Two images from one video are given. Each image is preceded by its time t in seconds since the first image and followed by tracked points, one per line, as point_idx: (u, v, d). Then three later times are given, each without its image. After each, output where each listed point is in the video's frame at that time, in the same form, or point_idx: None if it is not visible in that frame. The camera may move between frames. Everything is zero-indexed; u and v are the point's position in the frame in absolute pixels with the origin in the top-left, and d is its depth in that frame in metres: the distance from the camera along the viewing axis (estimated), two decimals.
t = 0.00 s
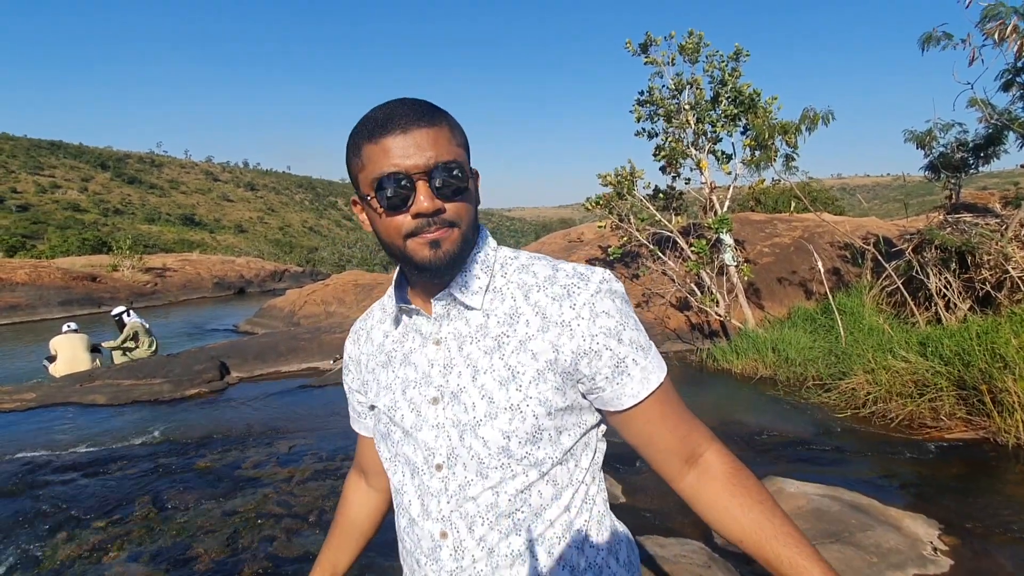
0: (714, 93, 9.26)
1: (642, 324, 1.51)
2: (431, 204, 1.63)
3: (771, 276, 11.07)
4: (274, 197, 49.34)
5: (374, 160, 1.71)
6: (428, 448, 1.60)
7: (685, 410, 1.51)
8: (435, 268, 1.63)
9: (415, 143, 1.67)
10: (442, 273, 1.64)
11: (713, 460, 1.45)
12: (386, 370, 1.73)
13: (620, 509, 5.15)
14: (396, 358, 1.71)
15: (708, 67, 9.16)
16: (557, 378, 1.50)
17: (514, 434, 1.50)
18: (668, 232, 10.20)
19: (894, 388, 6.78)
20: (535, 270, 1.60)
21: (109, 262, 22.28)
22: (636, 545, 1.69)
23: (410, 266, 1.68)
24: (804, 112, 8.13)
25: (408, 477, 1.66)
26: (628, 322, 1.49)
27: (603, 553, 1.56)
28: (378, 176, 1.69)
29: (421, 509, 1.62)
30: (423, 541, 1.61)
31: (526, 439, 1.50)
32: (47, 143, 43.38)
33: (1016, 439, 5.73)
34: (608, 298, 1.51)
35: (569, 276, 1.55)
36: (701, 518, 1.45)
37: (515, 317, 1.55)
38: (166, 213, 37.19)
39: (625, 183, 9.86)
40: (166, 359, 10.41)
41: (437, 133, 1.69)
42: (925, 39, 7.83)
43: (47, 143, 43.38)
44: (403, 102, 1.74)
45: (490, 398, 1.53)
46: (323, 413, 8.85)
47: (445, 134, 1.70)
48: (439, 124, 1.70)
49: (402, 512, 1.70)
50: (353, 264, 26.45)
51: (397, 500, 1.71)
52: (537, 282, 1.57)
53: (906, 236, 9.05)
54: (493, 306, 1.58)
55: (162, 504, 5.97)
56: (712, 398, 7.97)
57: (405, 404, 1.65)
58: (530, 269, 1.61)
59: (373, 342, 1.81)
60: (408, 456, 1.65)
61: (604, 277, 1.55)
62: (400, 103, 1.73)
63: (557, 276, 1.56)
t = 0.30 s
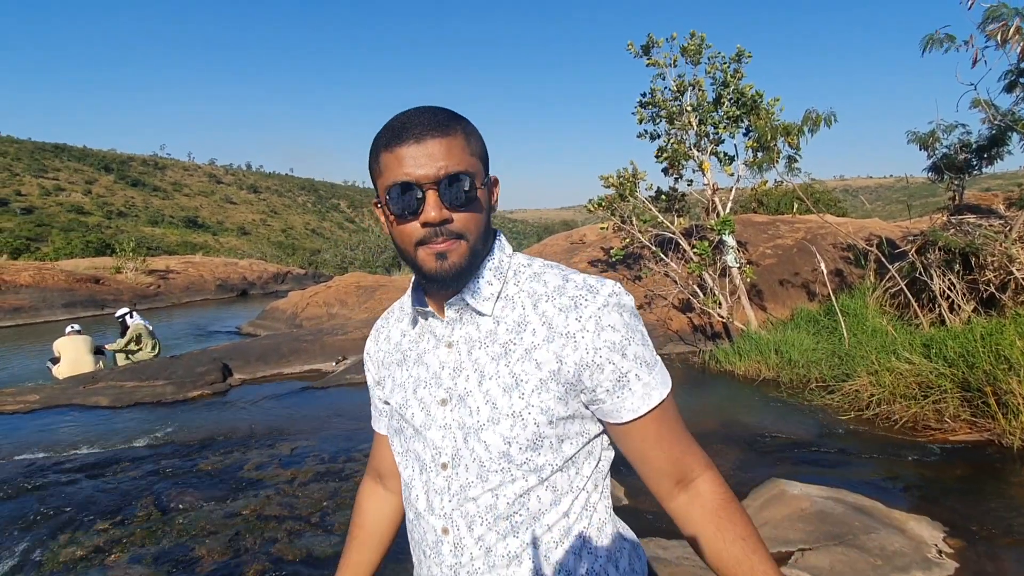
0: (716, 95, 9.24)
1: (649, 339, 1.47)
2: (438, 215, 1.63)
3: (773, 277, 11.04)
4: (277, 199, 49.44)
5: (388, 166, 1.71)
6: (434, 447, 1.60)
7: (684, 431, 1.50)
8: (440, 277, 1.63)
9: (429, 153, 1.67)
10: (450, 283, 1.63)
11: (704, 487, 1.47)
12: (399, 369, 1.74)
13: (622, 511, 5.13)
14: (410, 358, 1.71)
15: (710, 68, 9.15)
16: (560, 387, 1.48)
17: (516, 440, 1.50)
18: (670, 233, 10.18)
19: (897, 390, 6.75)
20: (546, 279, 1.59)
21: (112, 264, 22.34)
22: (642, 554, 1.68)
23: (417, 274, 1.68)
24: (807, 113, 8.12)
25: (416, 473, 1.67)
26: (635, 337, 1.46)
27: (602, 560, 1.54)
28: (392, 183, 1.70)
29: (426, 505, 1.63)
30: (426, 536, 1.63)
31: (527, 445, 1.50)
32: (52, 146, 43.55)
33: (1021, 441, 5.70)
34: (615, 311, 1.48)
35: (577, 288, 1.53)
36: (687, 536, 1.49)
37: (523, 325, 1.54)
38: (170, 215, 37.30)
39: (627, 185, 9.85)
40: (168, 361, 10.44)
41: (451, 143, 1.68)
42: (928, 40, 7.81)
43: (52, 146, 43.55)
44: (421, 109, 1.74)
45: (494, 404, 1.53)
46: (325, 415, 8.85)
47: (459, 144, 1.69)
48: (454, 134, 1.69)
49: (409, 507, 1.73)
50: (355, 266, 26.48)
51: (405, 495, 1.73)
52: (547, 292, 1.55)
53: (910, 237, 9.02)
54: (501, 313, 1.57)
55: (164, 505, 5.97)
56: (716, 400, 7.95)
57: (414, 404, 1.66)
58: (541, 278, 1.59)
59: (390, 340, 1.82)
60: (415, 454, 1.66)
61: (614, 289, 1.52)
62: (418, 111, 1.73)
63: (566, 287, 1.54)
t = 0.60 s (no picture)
0: (716, 94, 9.24)
1: (650, 343, 1.45)
2: (428, 222, 1.63)
3: (774, 277, 11.03)
4: (277, 200, 49.47)
5: (385, 174, 1.73)
6: (436, 444, 1.61)
7: (685, 437, 1.49)
8: (435, 282, 1.63)
9: (422, 161, 1.67)
10: (448, 286, 1.63)
11: (703, 494, 1.47)
12: (407, 366, 1.75)
13: (623, 512, 5.13)
14: (417, 355, 1.72)
15: (710, 68, 9.15)
16: (559, 388, 1.48)
17: (514, 440, 1.50)
18: (670, 233, 10.18)
19: (898, 390, 6.75)
20: (549, 280, 1.58)
21: (113, 265, 22.35)
22: (642, 556, 1.68)
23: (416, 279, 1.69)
24: (807, 113, 8.12)
25: (419, 469, 1.68)
26: (635, 340, 1.44)
27: (600, 562, 1.53)
28: (389, 190, 1.71)
29: (428, 500, 1.64)
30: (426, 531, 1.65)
31: (525, 445, 1.49)
32: (52, 147, 43.59)
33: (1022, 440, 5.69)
34: (616, 314, 1.46)
35: (579, 290, 1.52)
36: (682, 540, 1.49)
37: (525, 326, 1.54)
38: (170, 216, 37.31)
39: (627, 185, 9.85)
40: (169, 362, 10.47)
41: (444, 149, 1.67)
42: (927, 39, 7.82)
43: (52, 147, 43.58)
44: (417, 116, 1.74)
45: (494, 403, 1.52)
46: (325, 415, 8.85)
47: (452, 149, 1.67)
48: (447, 139, 1.68)
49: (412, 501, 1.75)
50: (355, 266, 26.49)
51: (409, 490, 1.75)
52: (549, 294, 1.54)
53: (910, 236, 9.01)
54: (504, 313, 1.57)
55: (164, 506, 5.98)
56: (717, 399, 7.95)
57: (419, 401, 1.67)
58: (545, 280, 1.58)
59: (400, 338, 1.83)
60: (418, 451, 1.68)
61: (616, 292, 1.50)
62: (414, 117, 1.73)
63: (569, 288, 1.53)
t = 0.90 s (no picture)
0: (717, 92, 9.21)
1: (651, 341, 1.43)
2: (424, 222, 1.63)
3: (776, 274, 11.00)
4: (278, 198, 49.46)
5: (382, 175, 1.72)
6: (440, 441, 1.61)
7: (686, 438, 1.47)
8: (434, 281, 1.64)
9: (417, 162, 1.66)
10: (448, 285, 1.63)
11: (704, 496, 1.45)
12: (411, 363, 1.76)
13: (626, 510, 5.12)
14: (421, 354, 1.72)
15: (712, 65, 9.12)
16: (560, 388, 1.47)
17: (515, 439, 1.49)
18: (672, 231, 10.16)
19: (900, 387, 6.74)
20: (551, 278, 1.56)
21: (114, 264, 22.35)
22: (646, 553, 1.67)
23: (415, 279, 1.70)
24: (810, 110, 8.09)
25: (424, 467, 1.68)
26: (636, 339, 1.42)
27: (604, 559, 1.52)
28: (387, 190, 1.71)
29: (433, 497, 1.64)
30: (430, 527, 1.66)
31: (527, 444, 1.48)
32: (53, 146, 43.59)
33: None
34: (617, 313, 1.44)
35: (580, 288, 1.50)
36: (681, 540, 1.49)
37: (525, 324, 1.52)
38: (171, 215, 37.31)
39: (628, 183, 9.83)
40: (171, 361, 10.48)
41: (441, 149, 1.66)
42: (930, 36, 7.79)
43: (53, 146, 43.59)
44: (414, 115, 1.73)
45: (495, 402, 1.52)
46: (326, 414, 8.85)
47: (449, 149, 1.66)
48: (443, 139, 1.67)
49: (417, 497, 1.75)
50: (356, 265, 26.49)
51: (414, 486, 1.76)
52: (550, 292, 1.53)
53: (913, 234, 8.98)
54: (505, 312, 1.56)
55: (167, 505, 5.98)
56: (720, 397, 7.94)
57: (423, 399, 1.67)
58: (546, 278, 1.57)
59: (406, 335, 1.83)
60: (422, 448, 1.68)
61: (617, 291, 1.48)
62: (412, 118, 1.72)
63: (570, 286, 1.51)
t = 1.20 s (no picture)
0: (719, 89, 9.20)
1: (646, 334, 1.44)
2: (422, 216, 1.63)
3: (777, 271, 11.00)
4: (279, 196, 49.46)
5: (381, 169, 1.73)
6: (440, 436, 1.61)
7: (682, 432, 1.47)
8: (432, 278, 1.64)
9: (415, 156, 1.67)
10: (447, 280, 1.63)
11: (700, 489, 1.45)
12: (410, 358, 1.76)
13: (627, 506, 5.13)
14: (420, 349, 1.72)
15: (713, 62, 9.10)
16: (557, 380, 1.47)
17: (514, 431, 1.50)
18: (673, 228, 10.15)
19: (902, 384, 6.74)
20: (547, 272, 1.57)
21: (116, 263, 22.38)
22: (645, 544, 1.66)
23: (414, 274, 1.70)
24: (811, 106, 8.09)
25: (424, 461, 1.68)
26: (631, 332, 1.42)
27: (604, 550, 1.53)
28: (386, 185, 1.71)
29: (433, 491, 1.65)
30: (431, 519, 1.66)
31: (525, 436, 1.49)
32: (54, 145, 43.61)
33: None
34: (612, 306, 1.45)
35: (576, 282, 1.50)
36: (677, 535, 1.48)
37: (523, 318, 1.53)
38: (172, 214, 37.33)
39: (629, 180, 9.83)
40: (173, 359, 10.51)
41: (440, 143, 1.67)
42: (931, 32, 7.78)
43: (54, 145, 43.61)
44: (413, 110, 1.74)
45: (493, 395, 1.52)
46: (328, 412, 8.86)
47: (447, 143, 1.67)
48: (442, 134, 1.67)
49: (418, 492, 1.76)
50: (357, 263, 26.51)
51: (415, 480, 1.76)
52: (546, 285, 1.53)
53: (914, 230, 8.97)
54: (502, 305, 1.57)
55: (170, 502, 6.00)
56: (721, 394, 7.94)
57: (422, 394, 1.67)
58: (543, 272, 1.57)
59: (405, 331, 1.83)
60: (422, 442, 1.68)
61: (613, 284, 1.49)
62: (410, 113, 1.73)
63: (566, 280, 1.52)
